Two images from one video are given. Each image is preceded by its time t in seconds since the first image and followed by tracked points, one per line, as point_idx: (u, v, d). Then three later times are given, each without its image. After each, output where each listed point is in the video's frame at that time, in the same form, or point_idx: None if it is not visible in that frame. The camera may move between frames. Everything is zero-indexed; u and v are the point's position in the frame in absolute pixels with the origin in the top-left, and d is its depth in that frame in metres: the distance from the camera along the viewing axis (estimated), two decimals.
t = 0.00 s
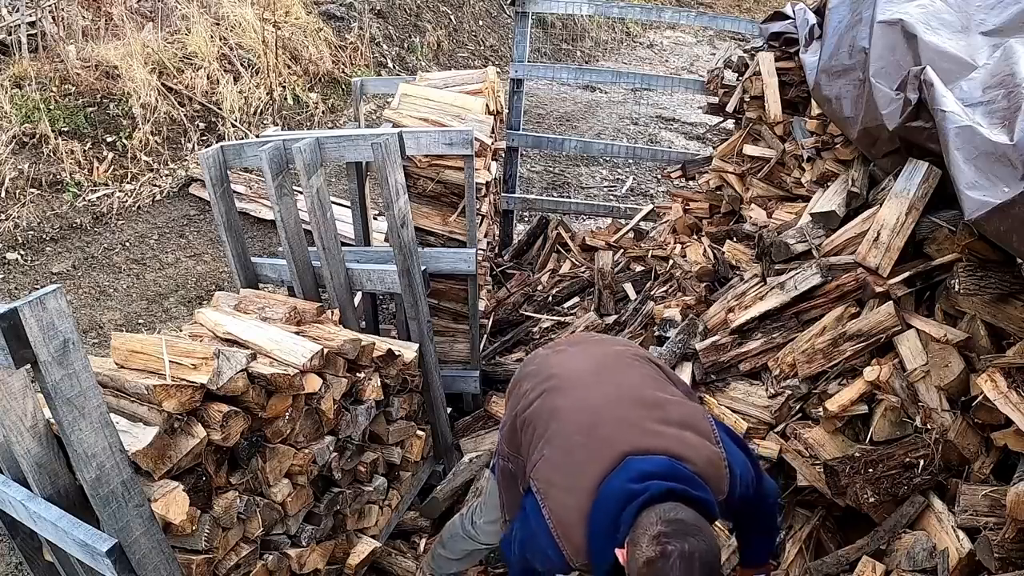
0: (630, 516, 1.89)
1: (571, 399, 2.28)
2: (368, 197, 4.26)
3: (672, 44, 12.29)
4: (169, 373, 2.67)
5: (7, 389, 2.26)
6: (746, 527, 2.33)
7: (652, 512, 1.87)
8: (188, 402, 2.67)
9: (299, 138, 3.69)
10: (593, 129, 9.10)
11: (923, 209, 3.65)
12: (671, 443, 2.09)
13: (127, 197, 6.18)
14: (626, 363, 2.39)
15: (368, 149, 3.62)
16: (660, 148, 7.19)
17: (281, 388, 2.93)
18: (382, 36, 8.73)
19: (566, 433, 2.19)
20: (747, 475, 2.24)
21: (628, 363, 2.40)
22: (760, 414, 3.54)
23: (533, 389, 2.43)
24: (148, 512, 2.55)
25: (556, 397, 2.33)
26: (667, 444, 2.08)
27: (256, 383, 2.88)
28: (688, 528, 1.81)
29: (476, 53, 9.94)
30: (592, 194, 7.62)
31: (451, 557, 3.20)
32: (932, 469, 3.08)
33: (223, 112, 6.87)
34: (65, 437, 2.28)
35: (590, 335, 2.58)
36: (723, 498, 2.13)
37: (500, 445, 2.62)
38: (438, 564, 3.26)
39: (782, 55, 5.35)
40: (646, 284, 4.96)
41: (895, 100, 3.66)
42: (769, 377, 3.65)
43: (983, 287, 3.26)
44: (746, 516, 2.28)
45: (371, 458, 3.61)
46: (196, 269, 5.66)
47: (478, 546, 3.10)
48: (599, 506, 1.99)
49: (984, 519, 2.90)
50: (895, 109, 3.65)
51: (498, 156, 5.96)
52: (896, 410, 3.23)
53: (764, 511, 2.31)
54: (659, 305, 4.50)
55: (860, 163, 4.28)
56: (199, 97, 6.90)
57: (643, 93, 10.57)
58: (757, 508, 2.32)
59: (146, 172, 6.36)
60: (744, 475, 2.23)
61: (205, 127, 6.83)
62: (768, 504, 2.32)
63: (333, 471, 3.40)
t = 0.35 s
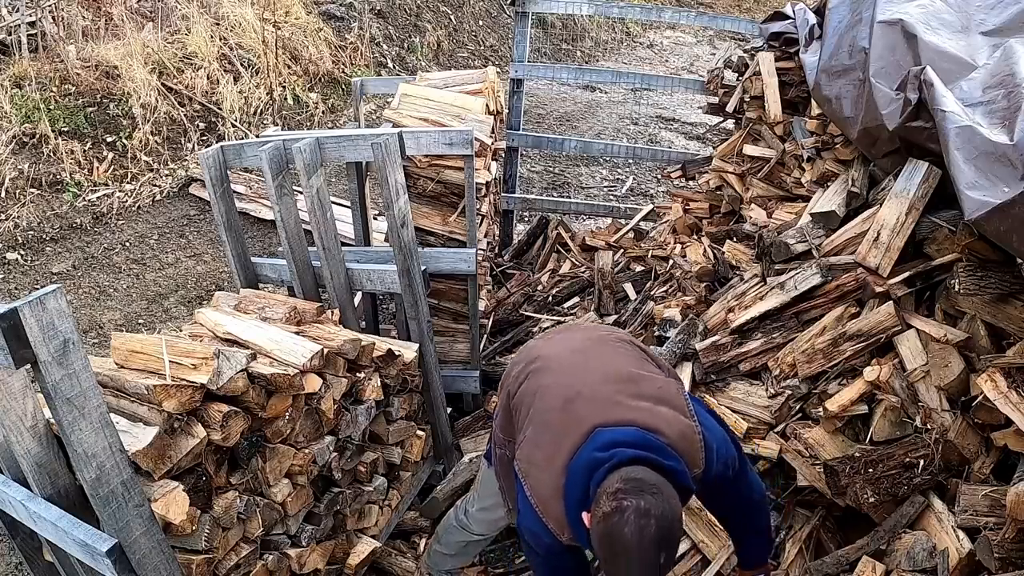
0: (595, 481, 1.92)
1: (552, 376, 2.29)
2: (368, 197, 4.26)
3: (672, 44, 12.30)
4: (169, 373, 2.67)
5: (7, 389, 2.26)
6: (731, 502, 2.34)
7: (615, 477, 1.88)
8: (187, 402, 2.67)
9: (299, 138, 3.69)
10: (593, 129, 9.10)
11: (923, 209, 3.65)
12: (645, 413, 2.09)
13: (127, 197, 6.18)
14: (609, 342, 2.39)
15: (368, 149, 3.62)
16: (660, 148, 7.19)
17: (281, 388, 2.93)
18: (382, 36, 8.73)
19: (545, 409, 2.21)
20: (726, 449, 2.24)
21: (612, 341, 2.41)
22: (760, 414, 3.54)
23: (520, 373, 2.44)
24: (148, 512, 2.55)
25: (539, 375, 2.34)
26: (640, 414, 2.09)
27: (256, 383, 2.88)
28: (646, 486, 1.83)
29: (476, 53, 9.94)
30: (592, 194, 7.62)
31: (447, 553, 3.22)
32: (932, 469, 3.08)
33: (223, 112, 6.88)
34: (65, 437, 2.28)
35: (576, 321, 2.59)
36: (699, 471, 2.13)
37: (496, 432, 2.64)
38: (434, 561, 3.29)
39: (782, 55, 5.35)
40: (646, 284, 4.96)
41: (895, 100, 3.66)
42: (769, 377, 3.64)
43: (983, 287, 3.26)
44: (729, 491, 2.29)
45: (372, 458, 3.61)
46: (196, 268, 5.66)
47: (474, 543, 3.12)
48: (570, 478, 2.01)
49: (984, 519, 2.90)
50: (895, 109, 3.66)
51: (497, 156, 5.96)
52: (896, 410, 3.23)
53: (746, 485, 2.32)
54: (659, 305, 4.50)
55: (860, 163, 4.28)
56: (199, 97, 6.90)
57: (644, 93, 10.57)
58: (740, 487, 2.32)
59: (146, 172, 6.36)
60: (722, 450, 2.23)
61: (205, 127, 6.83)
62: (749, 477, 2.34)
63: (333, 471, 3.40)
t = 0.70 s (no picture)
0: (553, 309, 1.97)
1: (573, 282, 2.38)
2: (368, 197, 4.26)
3: (672, 44, 12.29)
4: (169, 373, 2.67)
5: (7, 389, 2.26)
6: (716, 443, 2.27)
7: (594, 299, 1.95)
8: (187, 402, 2.67)
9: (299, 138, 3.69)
10: (593, 128, 9.10)
11: (923, 209, 3.65)
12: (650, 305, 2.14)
13: (127, 197, 6.18)
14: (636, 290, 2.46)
15: (368, 149, 3.62)
16: (660, 148, 7.19)
17: (281, 388, 2.92)
18: (382, 36, 8.73)
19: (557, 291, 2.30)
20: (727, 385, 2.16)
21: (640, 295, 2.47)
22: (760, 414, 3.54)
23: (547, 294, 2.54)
24: (148, 512, 2.55)
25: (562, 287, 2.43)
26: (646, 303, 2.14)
27: (256, 383, 2.88)
28: (603, 316, 1.86)
29: (476, 53, 9.94)
30: (593, 194, 7.62)
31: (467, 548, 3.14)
32: (932, 469, 3.06)
33: (223, 112, 6.87)
34: (65, 437, 2.28)
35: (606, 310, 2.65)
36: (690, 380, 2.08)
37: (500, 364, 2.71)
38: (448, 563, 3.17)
39: (782, 55, 5.35)
40: (646, 284, 4.96)
41: (895, 100, 3.66)
42: (769, 377, 3.64)
43: (983, 287, 3.28)
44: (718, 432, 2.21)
45: (371, 458, 3.61)
46: (196, 269, 5.66)
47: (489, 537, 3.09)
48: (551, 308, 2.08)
49: (984, 519, 2.90)
50: (895, 109, 3.66)
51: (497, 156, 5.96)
52: (896, 410, 3.22)
53: (738, 428, 2.24)
54: (659, 305, 4.51)
55: (860, 163, 4.28)
56: (199, 97, 6.90)
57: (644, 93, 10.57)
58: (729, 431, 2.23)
59: (146, 172, 6.36)
60: (723, 381, 2.17)
61: (205, 127, 6.83)
62: (744, 423, 2.26)
63: (333, 471, 3.40)
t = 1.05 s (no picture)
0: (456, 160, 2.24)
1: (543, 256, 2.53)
2: (368, 197, 4.25)
3: (672, 43, 12.29)
4: (169, 373, 2.67)
5: (7, 389, 2.26)
6: (568, 395, 2.12)
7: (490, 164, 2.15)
8: (187, 402, 2.67)
9: (299, 138, 3.69)
10: (593, 129, 9.10)
11: (923, 209, 3.65)
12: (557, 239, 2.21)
13: (127, 198, 6.18)
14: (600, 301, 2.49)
15: (367, 149, 3.62)
16: (660, 147, 7.19)
17: (281, 388, 2.92)
18: (382, 36, 8.73)
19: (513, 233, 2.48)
20: (595, 325, 2.05)
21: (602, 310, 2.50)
22: (760, 414, 3.53)
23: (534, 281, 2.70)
24: (148, 512, 2.56)
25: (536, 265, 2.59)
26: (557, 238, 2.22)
27: (256, 383, 2.87)
28: (472, 140, 2.09)
29: (476, 53, 9.94)
30: (593, 194, 7.62)
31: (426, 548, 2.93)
32: (932, 469, 3.05)
33: (223, 112, 6.86)
34: (65, 437, 2.29)
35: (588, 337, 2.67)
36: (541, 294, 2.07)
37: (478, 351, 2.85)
38: (407, 558, 2.93)
39: (782, 55, 5.35)
40: (646, 284, 4.96)
41: (895, 100, 3.66)
42: (769, 377, 3.64)
43: (983, 287, 3.28)
44: (571, 377, 2.07)
45: (371, 458, 3.60)
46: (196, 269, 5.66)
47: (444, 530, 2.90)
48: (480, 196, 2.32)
49: (984, 519, 2.91)
50: (895, 109, 3.66)
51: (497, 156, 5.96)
52: (896, 410, 3.21)
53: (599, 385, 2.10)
54: (659, 305, 4.51)
55: (859, 163, 4.28)
56: (199, 97, 6.90)
57: (644, 93, 10.57)
58: (581, 381, 2.08)
59: (146, 172, 6.35)
60: (596, 332, 2.06)
61: (205, 127, 6.82)
62: (609, 388, 2.11)
63: (333, 471, 3.39)
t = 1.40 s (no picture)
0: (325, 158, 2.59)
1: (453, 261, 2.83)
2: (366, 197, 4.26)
3: (672, 43, 12.29)
4: (169, 373, 2.66)
5: (7, 389, 2.26)
6: (417, 315, 2.32)
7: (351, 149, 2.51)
8: (187, 402, 2.67)
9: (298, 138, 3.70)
10: (593, 129, 9.10)
11: (923, 209, 3.65)
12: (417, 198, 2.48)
13: (128, 197, 6.18)
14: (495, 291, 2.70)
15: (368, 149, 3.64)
16: (660, 147, 7.19)
17: (281, 388, 2.92)
18: (382, 36, 8.73)
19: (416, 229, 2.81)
20: (433, 248, 2.27)
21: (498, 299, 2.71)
22: (760, 414, 3.53)
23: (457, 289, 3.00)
24: (148, 512, 2.56)
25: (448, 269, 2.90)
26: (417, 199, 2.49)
27: (256, 383, 2.87)
28: (329, 126, 2.48)
29: (476, 53, 9.94)
30: (593, 194, 7.62)
31: (403, 543, 3.21)
32: (932, 469, 3.04)
33: (223, 112, 6.86)
34: (65, 437, 2.30)
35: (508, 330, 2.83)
36: (384, 229, 2.35)
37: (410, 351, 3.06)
38: (397, 555, 3.27)
39: (782, 55, 5.35)
40: (646, 284, 4.96)
41: (895, 100, 3.66)
42: (770, 377, 3.64)
43: (983, 287, 3.28)
44: (413, 298, 2.29)
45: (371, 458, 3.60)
46: (197, 269, 5.65)
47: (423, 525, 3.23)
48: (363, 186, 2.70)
49: (984, 519, 2.90)
50: (895, 109, 3.66)
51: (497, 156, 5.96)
52: (896, 410, 3.21)
53: (440, 303, 2.28)
54: (659, 305, 4.51)
55: (859, 163, 4.28)
56: (199, 97, 6.89)
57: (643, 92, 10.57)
58: (421, 301, 2.29)
59: (146, 172, 6.35)
60: (432, 253, 2.27)
61: (205, 127, 6.82)
62: (454, 303, 2.27)
63: (333, 471, 3.39)
